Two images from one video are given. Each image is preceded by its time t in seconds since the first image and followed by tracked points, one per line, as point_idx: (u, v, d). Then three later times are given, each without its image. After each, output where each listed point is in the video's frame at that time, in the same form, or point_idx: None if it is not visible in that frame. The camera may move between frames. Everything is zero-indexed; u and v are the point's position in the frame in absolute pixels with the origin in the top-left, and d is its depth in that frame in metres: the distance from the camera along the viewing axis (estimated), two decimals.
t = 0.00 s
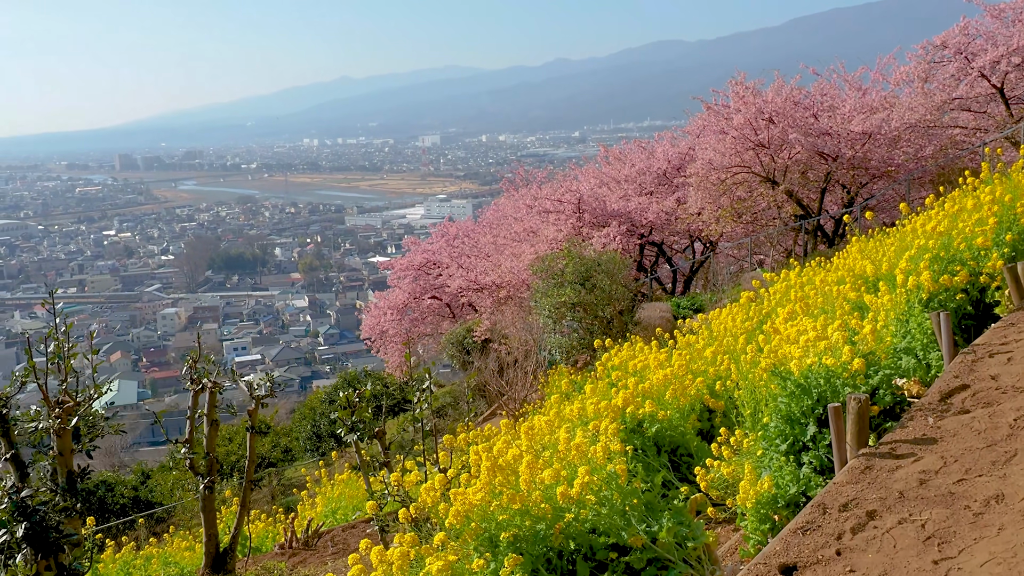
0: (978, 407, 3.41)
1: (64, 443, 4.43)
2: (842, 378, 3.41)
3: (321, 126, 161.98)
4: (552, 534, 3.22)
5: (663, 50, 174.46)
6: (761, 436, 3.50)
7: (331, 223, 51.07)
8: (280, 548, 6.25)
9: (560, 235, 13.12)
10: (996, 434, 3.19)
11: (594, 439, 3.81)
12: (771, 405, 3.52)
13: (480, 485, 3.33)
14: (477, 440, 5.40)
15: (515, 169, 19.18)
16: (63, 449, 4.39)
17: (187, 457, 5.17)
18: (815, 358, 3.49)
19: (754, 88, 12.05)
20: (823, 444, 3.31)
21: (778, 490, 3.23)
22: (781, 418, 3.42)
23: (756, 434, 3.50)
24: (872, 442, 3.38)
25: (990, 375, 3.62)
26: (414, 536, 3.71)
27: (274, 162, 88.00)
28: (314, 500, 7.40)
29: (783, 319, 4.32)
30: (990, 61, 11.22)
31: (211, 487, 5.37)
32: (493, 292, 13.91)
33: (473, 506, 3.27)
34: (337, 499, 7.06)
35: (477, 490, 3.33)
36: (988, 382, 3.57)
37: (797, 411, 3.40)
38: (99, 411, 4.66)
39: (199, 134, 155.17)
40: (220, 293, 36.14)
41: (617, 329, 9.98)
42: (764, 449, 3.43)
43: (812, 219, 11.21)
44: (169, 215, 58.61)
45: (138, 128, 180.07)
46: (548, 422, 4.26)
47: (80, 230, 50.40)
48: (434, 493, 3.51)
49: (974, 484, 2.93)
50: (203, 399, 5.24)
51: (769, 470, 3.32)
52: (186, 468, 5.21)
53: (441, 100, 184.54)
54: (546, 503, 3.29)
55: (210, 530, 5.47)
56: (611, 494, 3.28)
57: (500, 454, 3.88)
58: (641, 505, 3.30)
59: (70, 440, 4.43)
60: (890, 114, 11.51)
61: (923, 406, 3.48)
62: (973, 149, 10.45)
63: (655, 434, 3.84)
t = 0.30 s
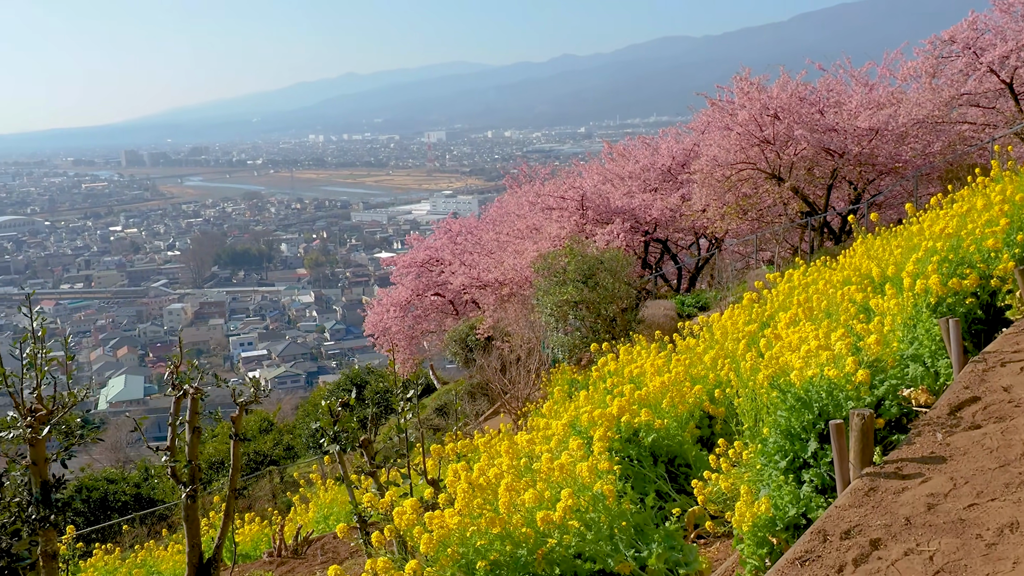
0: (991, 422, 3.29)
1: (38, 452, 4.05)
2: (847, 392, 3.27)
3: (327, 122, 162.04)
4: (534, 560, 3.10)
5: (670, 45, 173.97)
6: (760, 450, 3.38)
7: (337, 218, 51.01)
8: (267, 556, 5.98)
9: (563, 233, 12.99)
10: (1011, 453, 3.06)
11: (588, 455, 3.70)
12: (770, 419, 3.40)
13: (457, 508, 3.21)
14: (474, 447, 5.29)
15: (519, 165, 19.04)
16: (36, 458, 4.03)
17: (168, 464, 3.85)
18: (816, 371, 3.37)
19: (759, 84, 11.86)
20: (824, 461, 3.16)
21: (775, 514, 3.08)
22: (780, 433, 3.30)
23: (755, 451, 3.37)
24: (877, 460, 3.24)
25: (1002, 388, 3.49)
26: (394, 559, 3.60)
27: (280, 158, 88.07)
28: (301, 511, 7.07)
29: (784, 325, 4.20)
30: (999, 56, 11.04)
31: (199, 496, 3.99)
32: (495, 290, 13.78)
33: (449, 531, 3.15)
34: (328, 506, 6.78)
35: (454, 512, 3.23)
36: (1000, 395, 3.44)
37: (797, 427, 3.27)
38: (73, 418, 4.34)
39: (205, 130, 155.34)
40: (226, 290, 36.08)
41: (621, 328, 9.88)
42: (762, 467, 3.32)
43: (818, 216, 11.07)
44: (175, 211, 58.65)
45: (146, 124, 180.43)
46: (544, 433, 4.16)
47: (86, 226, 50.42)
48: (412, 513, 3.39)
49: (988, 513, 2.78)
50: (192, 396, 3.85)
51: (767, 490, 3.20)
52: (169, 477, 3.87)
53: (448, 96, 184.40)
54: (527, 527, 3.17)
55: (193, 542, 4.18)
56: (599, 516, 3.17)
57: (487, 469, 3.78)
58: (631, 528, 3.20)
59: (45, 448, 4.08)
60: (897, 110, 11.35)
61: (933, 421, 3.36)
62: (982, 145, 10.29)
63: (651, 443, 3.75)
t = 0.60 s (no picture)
0: (1002, 435, 3.16)
1: (16, 456, 3.95)
2: (851, 403, 3.16)
3: (335, 115, 162.10)
4: None
5: (678, 38, 173.33)
6: (759, 460, 3.28)
7: (344, 212, 50.95)
8: (257, 562, 5.38)
9: (568, 227, 12.85)
10: None
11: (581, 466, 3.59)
12: (770, 431, 3.29)
13: (435, 529, 3.11)
14: (475, 449, 5.22)
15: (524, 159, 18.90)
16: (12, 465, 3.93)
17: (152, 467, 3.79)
18: (816, 380, 3.26)
19: (766, 76, 11.69)
20: (826, 476, 3.05)
21: (774, 534, 3.02)
22: (780, 445, 3.19)
23: (754, 463, 3.27)
24: (884, 475, 3.11)
25: (1014, 398, 3.37)
26: None
27: (287, 151, 88.11)
28: (291, 516, 6.70)
29: (788, 328, 4.08)
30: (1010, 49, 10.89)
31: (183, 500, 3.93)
32: (499, 286, 13.67)
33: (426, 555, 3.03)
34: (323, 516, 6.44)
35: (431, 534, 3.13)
36: (1013, 406, 3.31)
37: (798, 439, 3.16)
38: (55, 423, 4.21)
39: (213, 123, 155.63)
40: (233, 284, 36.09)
41: (624, 325, 9.75)
42: (760, 481, 3.22)
43: (826, 211, 10.95)
44: (183, 204, 58.71)
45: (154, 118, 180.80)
46: (540, 440, 4.07)
47: (95, 220, 50.52)
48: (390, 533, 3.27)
49: (1004, 540, 2.58)
50: (175, 398, 3.77)
51: (767, 511, 3.09)
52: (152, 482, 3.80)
53: (455, 89, 184.12)
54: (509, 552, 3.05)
55: (177, 549, 4.08)
56: (586, 535, 3.04)
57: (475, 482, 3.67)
58: (620, 549, 3.06)
59: (22, 454, 3.99)
60: (906, 103, 11.20)
61: (942, 433, 3.25)
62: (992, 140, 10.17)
63: (649, 449, 3.67)
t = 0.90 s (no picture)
0: (1014, 445, 3.05)
1: None
2: (854, 411, 3.06)
3: (344, 106, 162.10)
4: None
5: (688, 28, 172.47)
6: (757, 468, 3.19)
7: (353, 203, 50.89)
8: (247, 566, 5.12)
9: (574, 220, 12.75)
10: None
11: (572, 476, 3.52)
12: (770, 441, 3.19)
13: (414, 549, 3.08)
14: (474, 449, 5.13)
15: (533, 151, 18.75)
16: None
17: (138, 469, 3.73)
18: (817, 387, 3.15)
19: (776, 66, 11.51)
20: (829, 491, 2.95)
21: (771, 554, 2.93)
22: (779, 456, 3.09)
23: (753, 474, 3.17)
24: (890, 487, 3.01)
25: None
26: None
27: (297, 142, 88.16)
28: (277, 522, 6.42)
29: (792, 329, 3.98)
30: None
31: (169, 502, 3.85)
32: (504, 279, 13.57)
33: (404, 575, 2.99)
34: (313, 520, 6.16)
35: (403, 556, 3.12)
36: None
37: (799, 451, 3.06)
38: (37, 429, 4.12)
39: (224, 115, 155.85)
40: (242, 276, 36.10)
41: (629, 320, 9.66)
42: (759, 493, 3.13)
43: (835, 203, 10.83)
44: (194, 195, 58.79)
45: (164, 109, 181.10)
46: (536, 444, 4.00)
47: (105, 210, 50.63)
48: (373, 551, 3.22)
49: (1011, 564, 2.47)
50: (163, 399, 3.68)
51: (763, 526, 3.00)
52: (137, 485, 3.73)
53: (464, 80, 183.79)
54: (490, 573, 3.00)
55: (163, 554, 4.03)
56: (571, 554, 2.99)
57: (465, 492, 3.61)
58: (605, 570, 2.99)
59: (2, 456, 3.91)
60: (917, 94, 11.03)
61: (951, 443, 3.14)
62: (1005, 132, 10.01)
63: (646, 455, 3.57)
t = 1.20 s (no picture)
0: None
1: None
2: (857, 422, 2.94)
3: (356, 97, 162.15)
4: None
5: (701, 18, 171.46)
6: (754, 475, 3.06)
7: (365, 194, 50.83)
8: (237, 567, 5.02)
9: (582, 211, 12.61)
10: None
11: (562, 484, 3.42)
12: (769, 450, 3.07)
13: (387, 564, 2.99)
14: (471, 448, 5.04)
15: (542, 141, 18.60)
16: None
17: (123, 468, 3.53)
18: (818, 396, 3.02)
19: (787, 55, 11.33)
20: (829, 506, 2.82)
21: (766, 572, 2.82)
22: (776, 468, 2.96)
23: (750, 485, 3.05)
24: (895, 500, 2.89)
25: None
26: None
27: (309, 133, 88.24)
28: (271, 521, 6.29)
29: (795, 330, 3.86)
30: None
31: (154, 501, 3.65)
32: (512, 271, 13.46)
33: None
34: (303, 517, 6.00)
35: None
36: None
37: (797, 463, 2.93)
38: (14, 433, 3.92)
39: (236, 105, 156.32)
40: (253, 266, 36.14)
41: (636, 313, 9.52)
42: (755, 506, 3.02)
43: (847, 195, 10.66)
44: (206, 186, 58.91)
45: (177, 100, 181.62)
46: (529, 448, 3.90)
47: (118, 201, 50.86)
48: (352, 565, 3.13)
49: None
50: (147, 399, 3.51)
51: (758, 542, 2.89)
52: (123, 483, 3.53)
53: (476, 70, 183.44)
54: None
55: (149, 557, 3.79)
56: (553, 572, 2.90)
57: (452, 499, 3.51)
58: None
59: None
60: (931, 83, 10.84)
61: (960, 455, 3.04)
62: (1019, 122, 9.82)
63: (641, 460, 3.46)
